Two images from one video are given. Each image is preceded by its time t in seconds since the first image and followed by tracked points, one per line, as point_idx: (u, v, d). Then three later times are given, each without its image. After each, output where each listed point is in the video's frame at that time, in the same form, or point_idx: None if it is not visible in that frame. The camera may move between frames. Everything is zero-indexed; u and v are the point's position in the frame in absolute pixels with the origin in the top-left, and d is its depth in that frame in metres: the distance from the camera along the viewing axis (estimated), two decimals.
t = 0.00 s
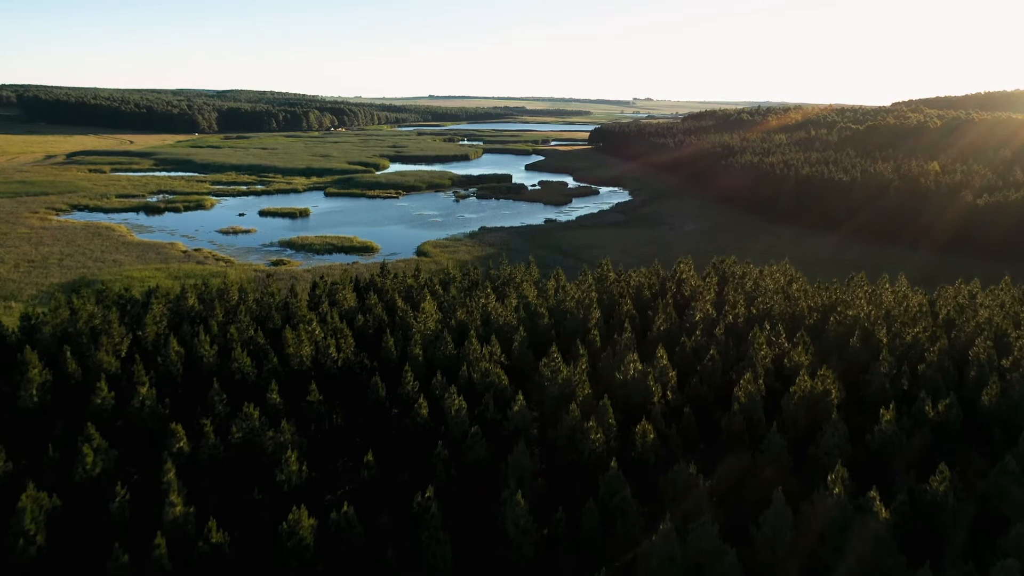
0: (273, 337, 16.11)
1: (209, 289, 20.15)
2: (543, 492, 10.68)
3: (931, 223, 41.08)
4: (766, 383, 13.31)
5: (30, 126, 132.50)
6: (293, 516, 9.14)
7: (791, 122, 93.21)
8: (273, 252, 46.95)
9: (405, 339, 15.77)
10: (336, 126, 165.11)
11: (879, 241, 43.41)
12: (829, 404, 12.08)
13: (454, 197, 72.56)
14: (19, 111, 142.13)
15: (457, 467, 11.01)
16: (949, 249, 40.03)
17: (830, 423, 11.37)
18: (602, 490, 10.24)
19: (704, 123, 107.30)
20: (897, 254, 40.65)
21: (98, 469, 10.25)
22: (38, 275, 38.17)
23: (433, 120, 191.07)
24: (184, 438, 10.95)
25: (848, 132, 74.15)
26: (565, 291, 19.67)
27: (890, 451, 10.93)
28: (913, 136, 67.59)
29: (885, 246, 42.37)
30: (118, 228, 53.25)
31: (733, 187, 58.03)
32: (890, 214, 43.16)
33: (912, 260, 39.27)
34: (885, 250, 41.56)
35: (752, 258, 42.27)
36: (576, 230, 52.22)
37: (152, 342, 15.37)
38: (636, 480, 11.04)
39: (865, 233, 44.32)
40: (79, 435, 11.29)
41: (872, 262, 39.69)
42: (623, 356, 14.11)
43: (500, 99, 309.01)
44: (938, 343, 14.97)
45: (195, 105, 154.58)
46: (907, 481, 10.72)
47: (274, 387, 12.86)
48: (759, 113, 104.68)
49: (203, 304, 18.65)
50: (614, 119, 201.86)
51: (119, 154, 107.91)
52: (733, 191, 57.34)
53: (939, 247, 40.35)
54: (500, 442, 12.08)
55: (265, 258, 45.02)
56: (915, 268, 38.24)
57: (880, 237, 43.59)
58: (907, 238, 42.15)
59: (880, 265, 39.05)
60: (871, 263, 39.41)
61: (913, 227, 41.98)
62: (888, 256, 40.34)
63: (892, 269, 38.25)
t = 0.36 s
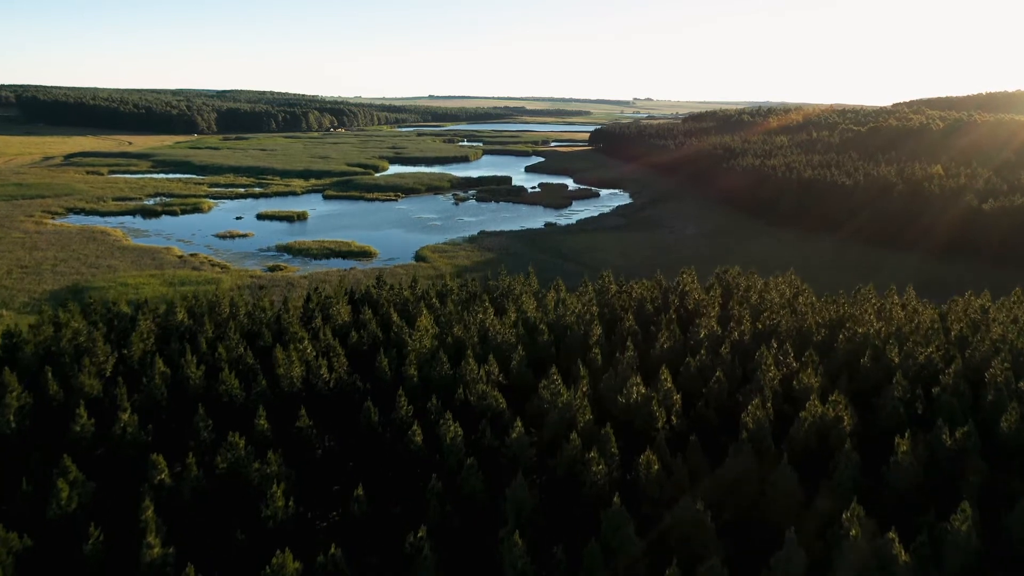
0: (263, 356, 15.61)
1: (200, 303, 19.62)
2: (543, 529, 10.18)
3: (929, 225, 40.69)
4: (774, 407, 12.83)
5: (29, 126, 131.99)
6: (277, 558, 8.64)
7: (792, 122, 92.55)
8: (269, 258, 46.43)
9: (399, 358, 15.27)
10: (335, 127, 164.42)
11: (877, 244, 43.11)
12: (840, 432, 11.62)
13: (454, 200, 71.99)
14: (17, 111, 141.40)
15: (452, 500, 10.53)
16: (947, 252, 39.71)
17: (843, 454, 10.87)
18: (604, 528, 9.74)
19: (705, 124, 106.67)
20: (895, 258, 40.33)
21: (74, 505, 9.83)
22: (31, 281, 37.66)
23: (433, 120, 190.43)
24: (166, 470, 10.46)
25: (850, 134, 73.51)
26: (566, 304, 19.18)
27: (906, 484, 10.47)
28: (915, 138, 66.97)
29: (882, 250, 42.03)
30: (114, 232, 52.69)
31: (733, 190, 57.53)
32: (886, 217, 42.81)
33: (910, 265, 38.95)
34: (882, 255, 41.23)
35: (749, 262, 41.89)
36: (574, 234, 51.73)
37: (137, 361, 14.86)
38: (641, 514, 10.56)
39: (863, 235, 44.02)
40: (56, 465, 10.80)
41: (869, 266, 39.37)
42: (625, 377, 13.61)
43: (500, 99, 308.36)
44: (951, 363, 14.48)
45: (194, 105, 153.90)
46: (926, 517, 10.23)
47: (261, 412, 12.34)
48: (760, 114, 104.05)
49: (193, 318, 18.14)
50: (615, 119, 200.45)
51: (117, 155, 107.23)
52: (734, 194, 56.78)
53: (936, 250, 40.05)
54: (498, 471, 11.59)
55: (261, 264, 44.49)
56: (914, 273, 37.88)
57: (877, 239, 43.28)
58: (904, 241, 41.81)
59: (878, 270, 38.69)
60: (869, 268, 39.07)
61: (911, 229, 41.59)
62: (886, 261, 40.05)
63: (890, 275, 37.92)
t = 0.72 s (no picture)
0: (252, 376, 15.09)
1: (190, 318, 19.08)
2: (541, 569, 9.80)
3: (929, 226, 40.49)
4: (783, 433, 12.38)
5: (28, 128, 131.44)
6: None
7: (793, 123, 91.86)
8: (266, 263, 45.88)
9: (394, 377, 14.73)
10: (334, 128, 163.78)
11: (876, 245, 42.89)
12: (854, 462, 11.10)
13: (453, 203, 71.47)
14: (15, 113, 140.80)
15: (448, 538, 10.10)
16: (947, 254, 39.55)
17: (856, 488, 10.43)
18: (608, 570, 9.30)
19: (705, 125, 106.13)
20: (894, 262, 40.17)
21: (46, 542, 9.57)
22: (23, 288, 37.13)
23: (433, 121, 189.96)
24: (146, 504, 10.00)
25: (851, 137, 72.87)
26: (566, 318, 18.66)
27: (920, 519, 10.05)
28: (918, 141, 66.31)
29: (882, 253, 41.83)
30: (109, 236, 52.18)
31: (734, 193, 57.12)
32: (885, 217, 42.58)
33: (910, 270, 38.79)
34: (881, 259, 41.04)
35: (748, 267, 41.60)
36: (574, 238, 51.28)
37: (121, 381, 14.36)
38: (644, 551, 10.10)
39: (861, 236, 43.85)
40: (30, 497, 10.45)
41: (868, 271, 39.20)
42: (628, 401, 13.09)
43: (500, 100, 307.79)
44: (967, 384, 13.96)
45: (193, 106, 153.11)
46: (944, 558, 9.79)
47: (249, 439, 11.84)
48: (761, 115, 103.36)
49: (182, 334, 17.63)
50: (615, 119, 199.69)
51: (115, 157, 106.55)
52: (736, 197, 56.45)
53: (935, 251, 39.88)
54: (496, 504, 11.15)
55: (258, 269, 43.95)
56: (913, 278, 37.68)
57: (876, 240, 43.07)
58: (904, 242, 41.58)
59: (878, 275, 38.48)
60: (868, 273, 38.89)
61: (910, 229, 41.36)
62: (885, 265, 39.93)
63: (890, 280, 37.69)
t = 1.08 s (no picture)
0: (241, 397, 14.55)
1: (179, 332, 18.54)
2: None
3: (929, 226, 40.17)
4: (793, 460, 11.87)
5: (27, 128, 130.83)
6: None
7: (794, 124, 91.24)
8: (263, 268, 45.37)
9: (389, 398, 14.22)
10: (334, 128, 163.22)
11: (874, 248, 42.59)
12: (869, 496, 10.63)
13: (452, 205, 70.96)
14: (14, 113, 140.32)
15: None
16: (947, 255, 39.23)
17: (872, 524, 9.93)
18: None
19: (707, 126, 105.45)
20: (894, 266, 39.87)
21: None
22: (16, 295, 36.64)
23: (433, 121, 189.09)
24: (123, 542, 9.54)
25: (852, 139, 72.30)
26: (566, 333, 18.13)
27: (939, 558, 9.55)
28: (920, 143, 65.73)
29: (880, 256, 41.56)
30: (105, 240, 51.71)
31: (736, 196, 56.60)
32: (885, 217, 42.22)
33: (910, 274, 38.53)
34: (881, 263, 40.73)
35: (749, 270, 41.18)
36: (574, 242, 50.74)
37: (105, 404, 13.83)
38: None
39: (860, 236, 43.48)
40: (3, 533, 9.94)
41: (868, 276, 38.89)
42: (632, 427, 12.63)
43: (500, 99, 307.45)
44: (983, 409, 13.47)
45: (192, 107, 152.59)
46: None
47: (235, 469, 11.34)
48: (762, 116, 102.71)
49: (172, 350, 17.11)
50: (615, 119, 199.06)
51: (113, 158, 106.04)
52: (737, 200, 56.07)
53: (935, 251, 39.56)
54: (494, 539, 10.66)
55: (254, 275, 43.40)
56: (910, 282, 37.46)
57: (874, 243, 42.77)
58: (901, 244, 41.27)
59: (875, 279, 38.24)
60: (868, 278, 38.59)
61: (909, 230, 41.04)
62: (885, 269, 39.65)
63: (887, 284, 37.48)
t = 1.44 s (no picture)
0: (229, 419, 14.02)
1: (167, 348, 17.93)
2: None
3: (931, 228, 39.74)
4: (806, 492, 11.29)
5: (26, 129, 130.23)
6: None
7: (795, 125, 90.58)
8: (259, 273, 44.82)
9: (382, 422, 13.70)
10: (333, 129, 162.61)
11: (869, 252, 42.54)
12: (886, 533, 10.07)
13: (451, 208, 70.35)
14: (12, 115, 139.81)
15: None
16: (950, 257, 38.84)
17: (893, 566, 9.36)
18: None
19: (707, 127, 104.81)
20: (897, 270, 39.47)
21: None
22: (8, 303, 36.09)
23: (434, 121, 188.54)
24: None
25: (854, 141, 71.70)
26: (566, 348, 17.61)
27: None
28: (923, 146, 65.11)
29: (875, 260, 41.45)
30: (100, 245, 51.13)
31: (738, 200, 56.07)
32: (883, 220, 41.93)
33: (913, 279, 38.14)
34: (884, 267, 40.33)
35: (752, 275, 40.66)
36: (574, 247, 50.19)
37: (88, 429, 13.28)
38: None
39: (862, 239, 43.07)
40: None
41: (872, 281, 38.47)
42: (636, 455, 12.14)
43: (500, 99, 306.94)
44: (1001, 435, 12.93)
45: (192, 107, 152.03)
46: None
47: (219, 503, 10.82)
48: (763, 116, 102.00)
49: (159, 368, 16.55)
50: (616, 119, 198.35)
51: (111, 160, 105.46)
52: (737, 204, 55.72)
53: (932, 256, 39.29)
54: None
55: (250, 281, 42.81)
56: (905, 287, 37.31)
57: (869, 248, 42.69)
58: (894, 249, 41.32)
59: (869, 284, 38.04)
60: (871, 283, 38.16)
61: (902, 235, 41.00)
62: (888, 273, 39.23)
63: (881, 288, 37.33)
